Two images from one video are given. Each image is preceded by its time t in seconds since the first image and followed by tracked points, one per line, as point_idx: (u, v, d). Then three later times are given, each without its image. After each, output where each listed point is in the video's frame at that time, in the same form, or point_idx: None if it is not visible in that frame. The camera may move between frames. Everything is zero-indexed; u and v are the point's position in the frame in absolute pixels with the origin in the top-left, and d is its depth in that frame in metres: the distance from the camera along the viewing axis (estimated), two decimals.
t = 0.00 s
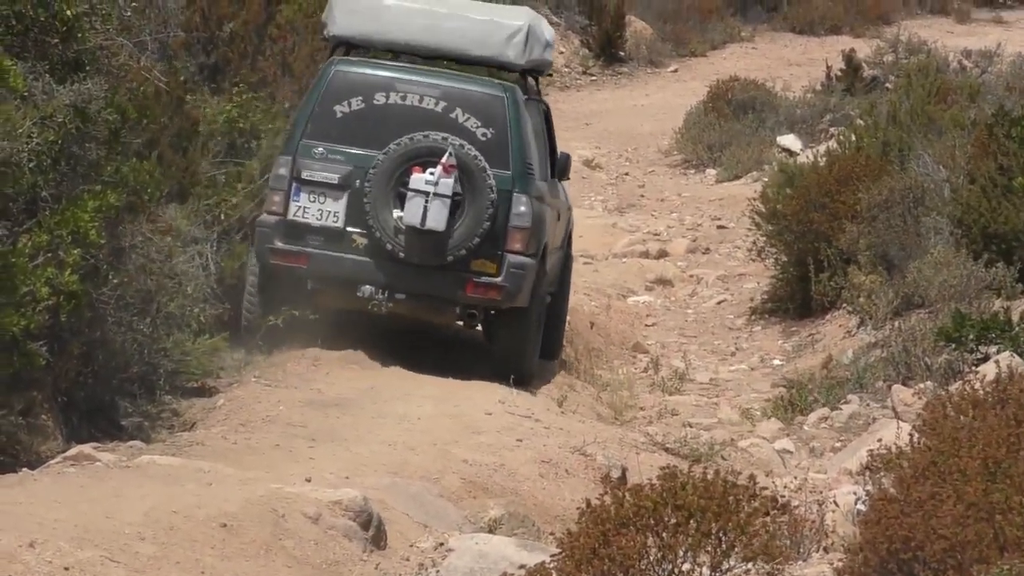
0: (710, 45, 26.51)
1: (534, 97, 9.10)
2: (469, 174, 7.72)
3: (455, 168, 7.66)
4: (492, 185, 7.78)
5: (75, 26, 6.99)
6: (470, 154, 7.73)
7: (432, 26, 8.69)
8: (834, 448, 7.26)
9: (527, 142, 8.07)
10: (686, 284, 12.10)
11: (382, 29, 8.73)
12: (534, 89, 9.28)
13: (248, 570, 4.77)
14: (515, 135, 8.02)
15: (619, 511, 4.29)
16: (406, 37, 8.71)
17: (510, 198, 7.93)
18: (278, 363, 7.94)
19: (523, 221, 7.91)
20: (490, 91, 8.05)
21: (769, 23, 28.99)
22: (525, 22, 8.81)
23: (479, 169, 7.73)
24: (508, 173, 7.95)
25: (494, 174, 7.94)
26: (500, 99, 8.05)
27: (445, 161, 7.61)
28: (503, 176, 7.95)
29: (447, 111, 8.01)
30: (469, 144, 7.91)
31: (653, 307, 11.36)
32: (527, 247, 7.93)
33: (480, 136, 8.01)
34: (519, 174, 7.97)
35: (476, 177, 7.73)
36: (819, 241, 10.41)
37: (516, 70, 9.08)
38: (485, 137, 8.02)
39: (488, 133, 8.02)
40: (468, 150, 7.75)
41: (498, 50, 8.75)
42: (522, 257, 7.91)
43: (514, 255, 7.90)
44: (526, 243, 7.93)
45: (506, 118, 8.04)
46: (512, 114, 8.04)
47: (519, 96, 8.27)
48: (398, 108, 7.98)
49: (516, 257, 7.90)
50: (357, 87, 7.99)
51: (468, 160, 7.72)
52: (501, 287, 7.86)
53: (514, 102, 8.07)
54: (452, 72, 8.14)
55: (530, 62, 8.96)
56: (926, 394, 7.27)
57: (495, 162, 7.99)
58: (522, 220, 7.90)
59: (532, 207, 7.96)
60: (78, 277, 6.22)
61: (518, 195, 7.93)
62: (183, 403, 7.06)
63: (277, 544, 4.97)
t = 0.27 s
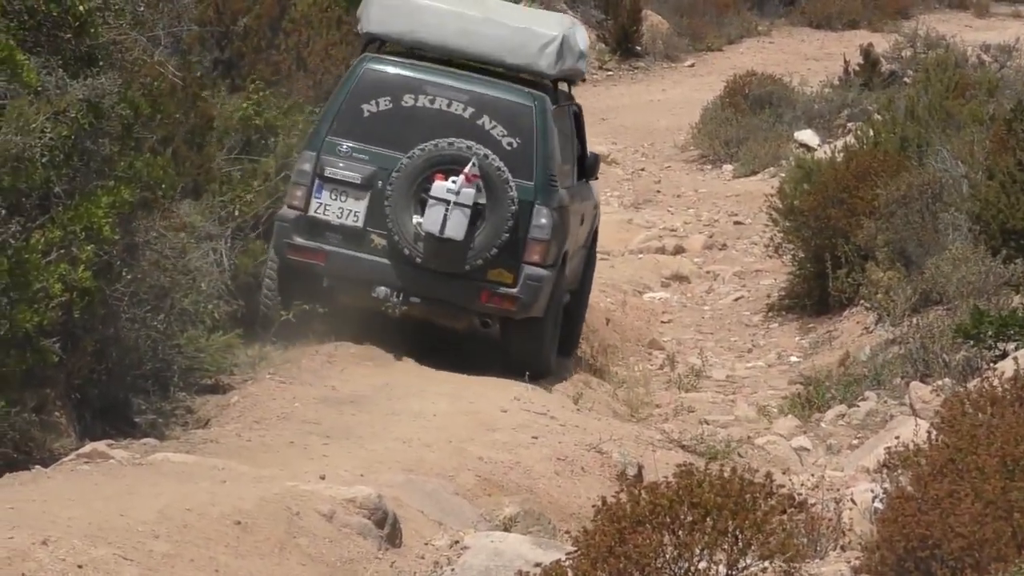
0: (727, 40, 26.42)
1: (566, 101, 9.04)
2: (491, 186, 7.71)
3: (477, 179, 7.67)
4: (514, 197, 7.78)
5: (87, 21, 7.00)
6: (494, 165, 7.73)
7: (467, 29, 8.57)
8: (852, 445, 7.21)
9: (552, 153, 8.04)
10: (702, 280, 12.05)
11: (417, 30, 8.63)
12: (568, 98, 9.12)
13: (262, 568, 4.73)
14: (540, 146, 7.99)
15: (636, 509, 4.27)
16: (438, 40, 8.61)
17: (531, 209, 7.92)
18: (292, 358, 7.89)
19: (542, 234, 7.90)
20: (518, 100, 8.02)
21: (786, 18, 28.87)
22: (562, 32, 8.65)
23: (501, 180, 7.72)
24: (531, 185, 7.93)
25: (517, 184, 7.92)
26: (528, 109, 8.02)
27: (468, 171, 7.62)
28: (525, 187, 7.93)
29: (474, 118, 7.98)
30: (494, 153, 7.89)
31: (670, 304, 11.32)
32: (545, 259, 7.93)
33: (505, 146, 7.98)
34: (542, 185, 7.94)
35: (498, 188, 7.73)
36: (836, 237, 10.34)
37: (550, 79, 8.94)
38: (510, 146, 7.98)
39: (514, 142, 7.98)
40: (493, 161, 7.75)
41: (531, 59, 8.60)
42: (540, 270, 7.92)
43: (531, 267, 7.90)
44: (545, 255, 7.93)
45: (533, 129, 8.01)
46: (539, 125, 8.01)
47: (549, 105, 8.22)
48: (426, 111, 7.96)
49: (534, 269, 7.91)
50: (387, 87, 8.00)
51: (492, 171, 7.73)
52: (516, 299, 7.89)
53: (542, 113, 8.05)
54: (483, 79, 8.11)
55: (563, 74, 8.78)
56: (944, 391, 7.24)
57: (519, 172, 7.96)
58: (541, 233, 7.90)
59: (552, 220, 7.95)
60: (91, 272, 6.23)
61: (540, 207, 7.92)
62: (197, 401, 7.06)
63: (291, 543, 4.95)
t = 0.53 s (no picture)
0: (744, 47, 26.41)
1: (589, 109, 9.06)
2: (515, 193, 7.76)
3: (501, 185, 7.71)
4: (537, 205, 7.81)
5: (104, 29, 7.06)
6: (518, 172, 7.77)
7: (494, 36, 8.59)
8: (869, 453, 7.20)
9: (577, 161, 8.06)
10: (719, 288, 12.04)
11: (442, 36, 8.65)
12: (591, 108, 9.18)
13: None
14: (564, 154, 8.00)
15: (651, 517, 4.26)
16: (465, 46, 8.62)
17: (553, 217, 7.94)
18: (309, 367, 7.93)
19: (564, 241, 7.92)
20: (544, 107, 8.02)
21: (804, 25, 28.84)
22: (588, 41, 8.69)
23: (524, 188, 7.77)
24: (554, 193, 7.94)
25: (541, 191, 7.94)
26: (553, 117, 8.02)
27: (492, 179, 7.66)
28: (548, 194, 7.94)
29: (499, 125, 8.00)
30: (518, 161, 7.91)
31: (686, 311, 11.31)
32: (566, 266, 7.95)
33: (529, 153, 7.99)
34: (565, 193, 7.96)
35: (522, 195, 7.77)
36: (853, 244, 10.35)
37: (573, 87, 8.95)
38: (535, 154, 8.00)
39: (538, 150, 8.00)
40: (516, 169, 7.79)
41: (555, 68, 8.63)
42: (561, 276, 7.94)
43: (553, 274, 7.93)
44: (566, 262, 7.95)
45: (557, 136, 8.01)
46: (564, 133, 8.00)
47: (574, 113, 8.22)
48: (450, 118, 7.98)
49: (555, 276, 7.93)
50: (412, 93, 8.00)
51: (515, 178, 7.76)
52: (537, 305, 7.92)
53: (566, 121, 8.04)
54: (509, 85, 8.12)
55: (587, 82, 8.79)
56: (961, 399, 7.24)
57: (543, 180, 7.97)
58: (563, 240, 7.91)
59: (574, 227, 7.96)
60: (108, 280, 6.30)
61: (562, 214, 7.93)
62: (214, 408, 7.10)
63: (307, 550, 4.96)
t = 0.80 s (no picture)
0: (753, 51, 26.40)
1: (593, 111, 9.07)
2: (521, 195, 7.77)
3: (508, 188, 7.72)
4: (543, 207, 7.82)
5: (113, 33, 7.12)
6: (524, 174, 7.78)
7: (495, 41, 8.60)
8: (877, 456, 7.19)
9: (582, 162, 8.04)
10: (727, 292, 12.03)
11: (445, 44, 8.67)
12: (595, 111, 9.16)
13: None
14: (569, 155, 7.99)
15: (659, 521, 4.26)
16: (467, 52, 8.64)
17: (560, 217, 7.95)
18: (317, 371, 7.94)
19: (572, 241, 7.93)
20: (547, 109, 8.02)
21: (812, 29, 28.79)
22: (589, 44, 8.69)
23: (530, 190, 7.78)
24: (560, 194, 7.95)
25: (547, 193, 7.94)
26: (558, 119, 8.01)
27: (498, 181, 7.67)
28: (554, 195, 7.94)
29: (504, 128, 7.99)
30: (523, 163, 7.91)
31: (695, 315, 11.31)
32: (574, 266, 7.96)
33: (535, 155, 7.98)
34: (571, 193, 7.96)
35: (528, 197, 7.78)
36: (862, 248, 10.33)
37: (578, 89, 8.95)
38: (540, 156, 7.98)
39: (543, 152, 7.99)
40: (523, 171, 7.80)
41: (558, 72, 8.63)
42: (569, 276, 7.95)
43: (561, 274, 7.94)
44: (574, 262, 7.96)
45: (562, 137, 8.00)
46: (568, 134, 7.99)
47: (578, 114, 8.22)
48: (455, 122, 7.99)
49: (563, 276, 7.94)
50: (417, 100, 8.03)
51: (522, 180, 7.78)
52: (547, 305, 7.93)
53: (570, 122, 8.04)
54: (513, 89, 8.12)
55: (590, 84, 8.79)
56: (971, 403, 7.24)
57: (548, 181, 7.97)
58: (571, 240, 7.92)
59: (581, 227, 7.97)
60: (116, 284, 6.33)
61: (569, 214, 7.94)
62: (222, 413, 7.11)
63: (316, 555, 4.97)
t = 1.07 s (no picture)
0: (755, 47, 26.39)
1: (580, 101, 9.09)
2: (515, 185, 7.75)
3: (501, 179, 7.69)
4: (538, 193, 7.79)
5: (114, 29, 7.07)
6: (516, 164, 7.76)
7: (477, 37, 8.68)
8: (879, 452, 7.19)
9: (572, 149, 8.06)
10: (729, 288, 12.03)
11: (428, 43, 8.76)
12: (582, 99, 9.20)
13: None
14: (559, 142, 8.00)
15: (661, 516, 4.25)
16: (451, 50, 8.72)
17: (556, 204, 7.95)
18: (319, 367, 7.94)
19: (570, 227, 7.94)
20: (534, 99, 8.04)
21: (814, 25, 28.78)
22: (570, 31, 8.73)
23: (524, 179, 7.76)
24: (554, 181, 7.95)
25: (541, 182, 7.95)
26: (545, 108, 8.03)
27: (491, 172, 7.64)
28: (548, 183, 7.95)
29: (493, 122, 8.02)
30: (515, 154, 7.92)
31: (696, 311, 11.31)
32: (574, 253, 7.97)
33: (525, 145, 8.01)
34: (566, 180, 7.96)
35: (522, 186, 7.76)
36: (864, 244, 10.33)
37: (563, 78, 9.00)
38: (530, 146, 8.01)
39: (534, 142, 8.01)
40: (515, 160, 7.78)
41: (541, 61, 8.69)
42: (570, 263, 7.96)
43: (561, 260, 7.94)
44: (573, 248, 7.96)
45: (551, 126, 8.03)
46: (557, 122, 8.01)
47: (566, 102, 8.22)
48: (446, 121, 8.03)
49: (563, 262, 7.95)
50: (405, 101, 8.04)
51: (515, 170, 7.76)
52: (549, 292, 7.93)
53: (558, 111, 8.04)
54: (499, 82, 8.14)
55: (575, 73, 8.80)
56: (971, 398, 7.24)
57: (541, 170, 7.98)
58: (568, 226, 7.93)
59: (578, 213, 7.98)
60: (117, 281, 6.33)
61: (565, 201, 7.95)
62: (224, 409, 7.12)
63: (317, 551, 4.97)
